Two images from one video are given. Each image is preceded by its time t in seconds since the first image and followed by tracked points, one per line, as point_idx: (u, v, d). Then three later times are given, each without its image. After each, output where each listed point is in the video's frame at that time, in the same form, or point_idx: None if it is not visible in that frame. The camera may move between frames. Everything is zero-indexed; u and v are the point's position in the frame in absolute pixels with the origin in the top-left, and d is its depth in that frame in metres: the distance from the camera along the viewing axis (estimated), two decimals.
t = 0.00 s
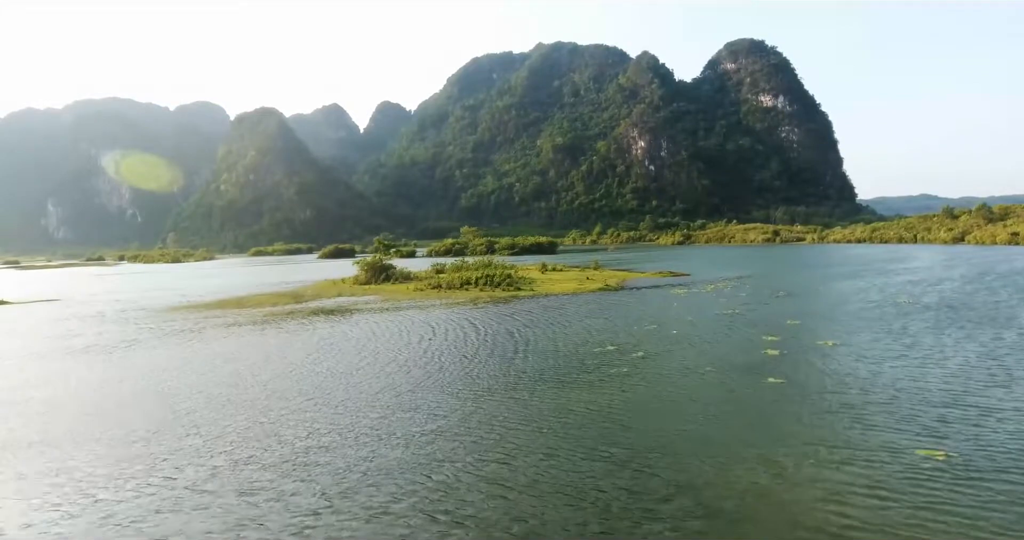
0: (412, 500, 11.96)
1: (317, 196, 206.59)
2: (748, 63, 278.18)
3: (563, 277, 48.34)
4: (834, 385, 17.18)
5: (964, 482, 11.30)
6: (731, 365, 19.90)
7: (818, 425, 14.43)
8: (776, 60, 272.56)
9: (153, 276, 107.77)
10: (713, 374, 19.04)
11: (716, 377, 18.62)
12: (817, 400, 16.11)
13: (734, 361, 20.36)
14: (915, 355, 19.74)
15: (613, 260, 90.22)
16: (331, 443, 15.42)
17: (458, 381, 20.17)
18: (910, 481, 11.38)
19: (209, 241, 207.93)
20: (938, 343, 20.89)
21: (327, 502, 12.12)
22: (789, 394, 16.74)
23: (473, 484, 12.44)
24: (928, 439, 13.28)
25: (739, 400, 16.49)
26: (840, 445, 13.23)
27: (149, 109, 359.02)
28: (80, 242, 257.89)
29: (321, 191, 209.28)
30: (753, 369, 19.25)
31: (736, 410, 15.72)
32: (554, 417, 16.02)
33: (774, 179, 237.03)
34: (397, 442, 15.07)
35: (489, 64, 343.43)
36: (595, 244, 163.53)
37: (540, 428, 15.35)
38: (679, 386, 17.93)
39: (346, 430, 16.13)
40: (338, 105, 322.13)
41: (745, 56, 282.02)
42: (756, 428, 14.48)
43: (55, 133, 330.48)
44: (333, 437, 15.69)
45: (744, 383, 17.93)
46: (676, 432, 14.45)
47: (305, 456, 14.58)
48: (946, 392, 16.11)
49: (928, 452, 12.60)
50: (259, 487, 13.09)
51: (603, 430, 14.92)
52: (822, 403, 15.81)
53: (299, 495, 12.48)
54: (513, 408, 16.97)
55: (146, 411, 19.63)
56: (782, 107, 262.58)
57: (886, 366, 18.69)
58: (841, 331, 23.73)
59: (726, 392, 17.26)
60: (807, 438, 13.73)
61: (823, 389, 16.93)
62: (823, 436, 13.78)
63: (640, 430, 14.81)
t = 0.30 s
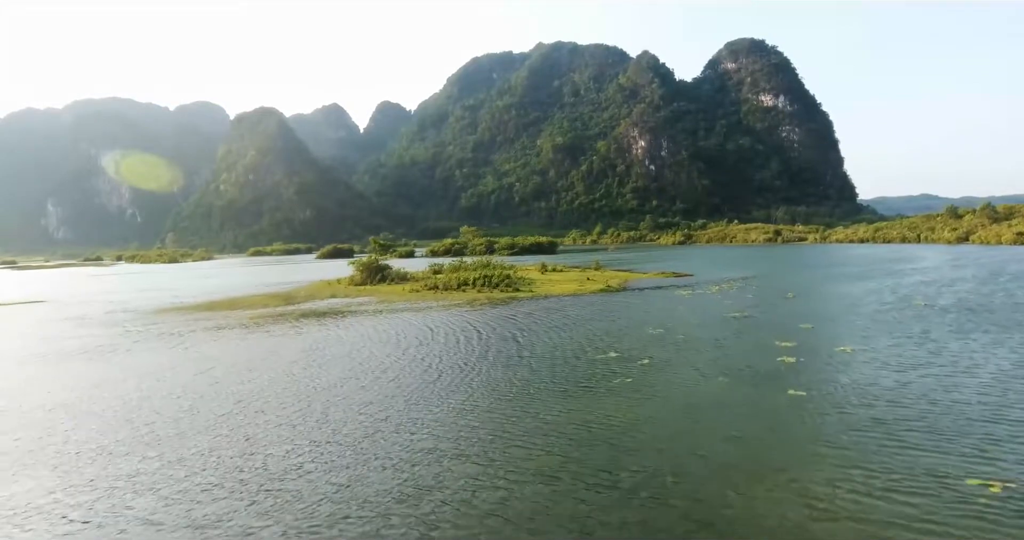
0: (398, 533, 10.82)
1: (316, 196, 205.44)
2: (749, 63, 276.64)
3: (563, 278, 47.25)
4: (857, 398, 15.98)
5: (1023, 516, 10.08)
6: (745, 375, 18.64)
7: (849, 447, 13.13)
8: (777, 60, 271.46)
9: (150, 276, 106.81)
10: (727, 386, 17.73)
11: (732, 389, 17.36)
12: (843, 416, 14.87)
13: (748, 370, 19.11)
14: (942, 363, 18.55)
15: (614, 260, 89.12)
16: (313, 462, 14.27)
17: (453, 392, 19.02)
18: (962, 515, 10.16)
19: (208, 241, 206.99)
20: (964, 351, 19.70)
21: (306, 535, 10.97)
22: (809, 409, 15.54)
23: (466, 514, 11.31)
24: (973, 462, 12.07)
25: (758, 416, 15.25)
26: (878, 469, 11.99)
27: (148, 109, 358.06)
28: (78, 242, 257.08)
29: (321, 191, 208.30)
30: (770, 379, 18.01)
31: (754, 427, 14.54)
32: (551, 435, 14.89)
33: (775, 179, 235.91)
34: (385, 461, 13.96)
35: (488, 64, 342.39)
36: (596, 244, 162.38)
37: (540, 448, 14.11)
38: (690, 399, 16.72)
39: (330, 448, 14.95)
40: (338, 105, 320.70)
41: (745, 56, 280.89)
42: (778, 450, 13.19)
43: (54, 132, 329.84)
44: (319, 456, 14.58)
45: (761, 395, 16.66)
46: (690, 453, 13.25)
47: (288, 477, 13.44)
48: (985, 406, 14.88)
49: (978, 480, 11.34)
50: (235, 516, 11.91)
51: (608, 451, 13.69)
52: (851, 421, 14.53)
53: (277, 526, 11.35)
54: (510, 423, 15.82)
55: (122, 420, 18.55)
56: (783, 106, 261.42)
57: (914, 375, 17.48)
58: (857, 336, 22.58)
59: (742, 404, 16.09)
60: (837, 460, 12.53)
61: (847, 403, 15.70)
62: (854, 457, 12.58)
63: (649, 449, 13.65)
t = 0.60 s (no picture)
0: None
1: (315, 195, 204.35)
2: (749, 62, 275.61)
3: (564, 279, 46.27)
4: (886, 412, 14.88)
5: None
6: (759, 385, 17.55)
7: (884, 468, 12.01)
8: (777, 60, 270.33)
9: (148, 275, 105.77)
10: (741, 396, 16.69)
11: (748, 401, 16.26)
12: (873, 432, 13.76)
13: (763, 379, 17.99)
14: (972, 371, 17.49)
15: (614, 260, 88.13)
16: (296, 480, 13.19)
17: (449, 401, 17.80)
18: None
19: (207, 241, 205.99)
20: (993, 358, 18.67)
21: None
22: (833, 423, 14.47)
23: None
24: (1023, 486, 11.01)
25: (781, 432, 14.12)
26: (920, 494, 10.94)
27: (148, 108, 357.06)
28: (77, 242, 256.09)
29: (321, 191, 207.44)
30: (787, 390, 16.91)
31: (776, 444, 13.44)
32: (554, 449, 13.82)
33: (775, 179, 234.83)
34: (373, 479, 12.90)
35: (489, 64, 341.38)
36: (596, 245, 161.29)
37: (543, 466, 12.98)
38: (704, 411, 15.64)
39: (316, 464, 13.91)
40: (338, 105, 319.82)
41: (745, 56, 279.78)
42: (806, 472, 12.07)
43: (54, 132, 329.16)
44: (304, 474, 13.40)
45: (781, 408, 15.54)
46: (710, 474, 12.11)
47: (270, 500, 12.30)
48: None
49: None
50: None
51: (617, 469, 12.62)
52: (882, 436, 13.46)
53: None
54: (510, 435, 14.76)
55: (95, 430, 17.41)
56: (783, 106, 260.26)
57: (943, 385, 16.45)
58: (874, 341, 21.56)
59: (760, 417, 15.00)
60: (875, 483, 11.42)
61: (875, 416, 14.63)
62: (890, 479, 11.53)
63: (663, 468, 12.57)
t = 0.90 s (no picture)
0: None
1: (314, 195, 203.25)
2: (749, 62, 274.52)
3: (564, 279, 45.26)
4: (921, 428, 13.82)
5: None
6: (777, 396, 16.54)
7: (928, 493, 10.96)
8: (778, 59, 269.17)
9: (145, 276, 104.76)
10: (759, 408, 15.68)
11: (768, 415, 15.21)
12: (909, 450, 12.73)
13: (782, 391, 16.92)
14: (1005, 381, 16.49)
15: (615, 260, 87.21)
16: (281, 503, 12.19)
17: (447, 415, 16.71)
18: None
19: (206, 241, 205.26)
20: None
21: None
22: (864, 440, 13.40)
23: None
24: None
25: (808, 450, 13.07)
26: (974, 527, 9.88)
27: (147, 108, 355.80)
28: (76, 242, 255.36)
29: (321, 191, 206.63)
30: (809, 402, 15.83)
31: (805, 465, 12.37)
32: (559, 468, 12.86)
33: (776, 179, 233.79)
34: (365, 502, 11.92)
35: (489, 63, 340.37)
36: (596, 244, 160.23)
37: (549, 489, 11.91)
38: (721, 426, 14.64)
39: (303, 486, 12.83)
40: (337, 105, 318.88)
41: (746, 55, 278.60)
42: (844, 498, 10.93)
43: (54, 132, 328.42)
44: (290, 497, 12.37)
45: (804, 422, 14.51)
46: (735, 502, 11.05)
47: (255, 526, 11.32)
48: None
49: None
50: None
51: (631, 493, 11.61)
52: (919, 456, 12.44)
53: None
54: (513, 452, 13.83)
55: (68, 446, 16.29)
56: (784, 106, 259.09)
57: (977, 398, 15.40)
58: (894, 346, 20.56)
59: (779, 434, 14.01)
60: (919, 513, 10.38)
61: (909, 433, 13.58)
62: (936, 507, 10.49)
63: (680, 491, 11.56)
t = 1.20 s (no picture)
0: None
1: (314, 195, 202.38)
2: (749, 62, 273.69)
3: (564, 280, 44.33)
4: (966, 448, 12.79)
5: None
6: (798, 411, 15.47)
7: (986, 528, 9.93)
8: (778, 59, 268.15)
9: (143, 276, 103.86)
10: (785, 427, 14.49)
11: (793, 432, 14.15)
12: (955, 475, 11.69)
13: (800, 403, 15.93)
14: None
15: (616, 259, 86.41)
16: (261, 532, 11.10)
17: (447, 428, 15.77)
18: None
19: (205, 241, 204.44)
20: None
21: None
22: (902, 463, 12.29)
23: None
24: None
25: (843, 473, 11.99)
26: None
27: (147, 108, 354.88)
28: (76, 242, 254.60)
29: (321, 192, 206.08)
30: (835, 417, 14.78)
31: (839, 490, 11.37)
32: (571, 493, 11.82)
33: (776, 179, 232.73)
34: (353, 532, 10.81)
35: (489, 63, 339.49)
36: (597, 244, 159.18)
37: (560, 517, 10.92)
38: (746, 447, 13.47)
39: (293, 508, 11.84)
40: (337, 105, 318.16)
41: (746, 55, 277.59)
42: (890, 534, 9.88)
43: (54, 132, 327.74)
44: (278, 522, 11.33)
45: (830, 440, 13.45)
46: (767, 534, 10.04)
47: None
48: None
49: None
50: None
51: (645, 524, 10.59)
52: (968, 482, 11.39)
53: None
54: (514, 480, 12.52)
55: (41, 457, 15.19)
56: (784, 106, 258.02)
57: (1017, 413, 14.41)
58: (919, 354, 19.52)
59: (806, 452, 13.02)
60: None
61: (950, 453, 12.58)
62: None
63: (702, 523, 10.51)
